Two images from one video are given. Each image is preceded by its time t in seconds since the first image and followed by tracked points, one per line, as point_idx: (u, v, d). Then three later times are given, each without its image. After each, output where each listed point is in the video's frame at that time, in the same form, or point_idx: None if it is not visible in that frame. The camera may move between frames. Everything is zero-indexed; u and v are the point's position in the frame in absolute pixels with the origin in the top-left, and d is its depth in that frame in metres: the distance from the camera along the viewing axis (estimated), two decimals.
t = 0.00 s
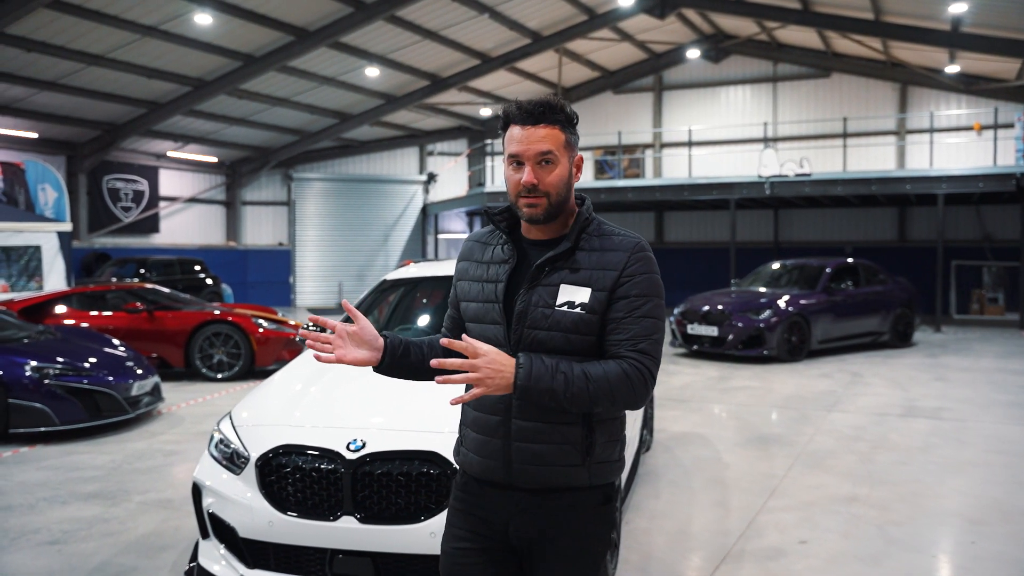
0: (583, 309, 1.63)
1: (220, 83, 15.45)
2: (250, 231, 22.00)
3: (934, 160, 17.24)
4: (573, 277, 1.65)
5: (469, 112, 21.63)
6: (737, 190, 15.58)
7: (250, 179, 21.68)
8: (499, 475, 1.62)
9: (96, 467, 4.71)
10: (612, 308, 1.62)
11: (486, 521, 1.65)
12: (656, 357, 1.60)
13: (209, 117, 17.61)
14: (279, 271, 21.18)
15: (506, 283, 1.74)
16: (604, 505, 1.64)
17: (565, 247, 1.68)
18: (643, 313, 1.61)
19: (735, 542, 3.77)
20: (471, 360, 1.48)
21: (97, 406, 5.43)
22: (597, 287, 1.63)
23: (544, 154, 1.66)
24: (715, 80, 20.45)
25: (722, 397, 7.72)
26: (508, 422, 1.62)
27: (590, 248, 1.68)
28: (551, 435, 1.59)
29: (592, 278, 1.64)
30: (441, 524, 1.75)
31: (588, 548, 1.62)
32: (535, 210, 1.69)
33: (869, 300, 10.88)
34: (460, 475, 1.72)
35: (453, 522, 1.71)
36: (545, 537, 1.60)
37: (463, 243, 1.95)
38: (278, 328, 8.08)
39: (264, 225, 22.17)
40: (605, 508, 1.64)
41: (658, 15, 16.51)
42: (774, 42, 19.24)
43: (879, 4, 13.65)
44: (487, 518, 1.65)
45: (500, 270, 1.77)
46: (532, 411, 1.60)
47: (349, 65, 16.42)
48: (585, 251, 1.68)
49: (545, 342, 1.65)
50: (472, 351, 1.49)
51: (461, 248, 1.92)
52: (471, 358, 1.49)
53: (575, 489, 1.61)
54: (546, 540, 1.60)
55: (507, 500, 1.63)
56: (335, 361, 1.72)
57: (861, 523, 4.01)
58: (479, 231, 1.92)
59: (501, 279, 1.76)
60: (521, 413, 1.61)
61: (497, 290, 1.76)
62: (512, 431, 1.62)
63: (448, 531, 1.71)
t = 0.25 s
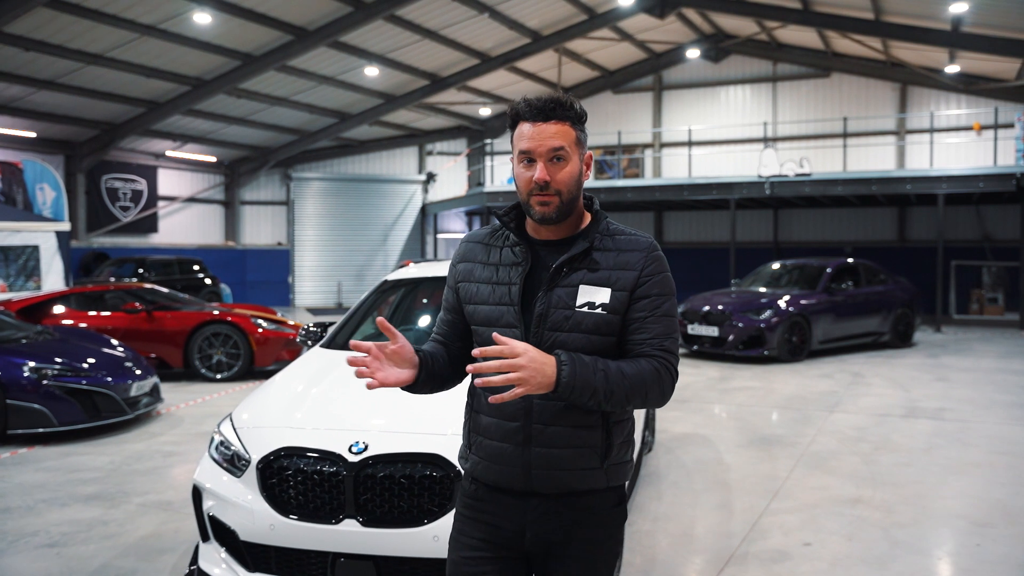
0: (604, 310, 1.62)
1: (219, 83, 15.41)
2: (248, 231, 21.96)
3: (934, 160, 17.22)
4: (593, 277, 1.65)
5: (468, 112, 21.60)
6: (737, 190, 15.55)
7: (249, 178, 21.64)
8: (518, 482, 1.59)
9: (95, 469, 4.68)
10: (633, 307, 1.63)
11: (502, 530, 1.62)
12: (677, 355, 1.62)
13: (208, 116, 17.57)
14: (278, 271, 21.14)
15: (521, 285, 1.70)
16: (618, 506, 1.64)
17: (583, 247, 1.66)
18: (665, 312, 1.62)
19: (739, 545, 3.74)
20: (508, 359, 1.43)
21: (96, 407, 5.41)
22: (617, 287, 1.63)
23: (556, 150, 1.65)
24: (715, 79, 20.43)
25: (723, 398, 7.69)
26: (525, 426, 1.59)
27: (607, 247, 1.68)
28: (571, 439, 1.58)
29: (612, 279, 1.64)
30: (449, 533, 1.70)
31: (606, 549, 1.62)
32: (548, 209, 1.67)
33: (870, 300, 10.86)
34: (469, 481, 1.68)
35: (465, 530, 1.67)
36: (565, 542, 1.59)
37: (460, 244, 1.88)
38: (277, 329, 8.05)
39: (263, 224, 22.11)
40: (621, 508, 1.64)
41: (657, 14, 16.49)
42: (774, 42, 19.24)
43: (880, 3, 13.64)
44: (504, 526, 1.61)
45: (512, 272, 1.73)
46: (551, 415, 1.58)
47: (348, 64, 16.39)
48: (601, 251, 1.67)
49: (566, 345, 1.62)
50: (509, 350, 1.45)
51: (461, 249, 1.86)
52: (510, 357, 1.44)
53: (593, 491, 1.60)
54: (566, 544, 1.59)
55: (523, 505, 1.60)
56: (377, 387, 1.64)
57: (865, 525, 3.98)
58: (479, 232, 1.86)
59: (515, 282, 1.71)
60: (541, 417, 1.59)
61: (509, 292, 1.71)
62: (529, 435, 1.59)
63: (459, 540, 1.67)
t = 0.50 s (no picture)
0: (617, 311, 1.63)
1: (211, 82, 15.32)
2: (240, 231, 21.85)
3: (926, 160, 17.29)
4: (605, 277, 1.65)
5: (460, 112, 21.56)
6: (730, 190, 15.57)
7: (240, 178, 21.53)
8: (529, 485, 1.58)
9: (87, 471, 4.62)
10: (648, 308, 1.65)
11: (513, 534, 1.60)
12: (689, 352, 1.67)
13: (199, 116, 17.48)
14: (270, 271, 21.04)
15: (531, 286, 1.67)
16: (625, 506, 1.64)
17: (592, 247, 1.66)
18: (679, 309, 1.65)
19: (737, 546, 3.72)
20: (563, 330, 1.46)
21: (88, 408, 5.35)
22: (629, 287, 1.64)
23: (552, 139, 1.63)
24: (707, 79, 20.46)
25: (718, 398, 7.69)
26: (537, 429, 1.58)
27: (616, 246, 1.68)
28: (583, 440, 1.57)
29: (624, 279, 1.64)
30: (452, 538, 1.67)
31: (616, 549, 1.62)
32: (545, 199, 1.63)
33: (863, 300, 10.89)
34: (473, 485, 1.66)
35: (471, 534, 1.64)
36: (575, 544, 1.58)
37: (457, 243, 1.83)
38: (270, 329, 7.99)
39: (254, 224, 21.99)
40: (628, 508, 1.65)
41: (650, 15, 16.49)
42: (766, 42, 19.28)
43: (873, 4, 13.68)
44: (514, 530, 1.60)
45: (520, 272, 1.69)
46: (565, 418, 1.58)
47: (340, 64, 16.32)
48: (612, 250, 1.67)
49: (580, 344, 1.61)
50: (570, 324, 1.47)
51: (460, 249, 1.81)
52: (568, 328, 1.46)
53: (604, 492, 1.60)
54: (577, 546, 1.59)
55: (533, 509, 1.59)
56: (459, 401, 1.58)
57: (863, 526, 3.97)
58: (477, 231, 1.82)
59: (524, 282, 1.68)
60: (554, 419, 1.58)
61: (517, 293, 1.67)
62: (541, 438, 1.58)
63: (466, 545, 1.65)
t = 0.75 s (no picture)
0: (622, 309, 1.65)
1: (196, 81, 15.20)
2: (226, 231, 21.70)
3: (912, 161, 17.43)
4: (609, 276, 1.67)
5: (447, 111, 21.52)
6: (717, 190, 15.61)
7: (226, 178, 21.38)
8: (534, 488, 1.60)
9: (73, 473, 4.57)
10: (652, 306, 1.69)
11: (517, 536, 1.62)
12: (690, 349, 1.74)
13: (184, 115, 17.34)
14: (256, 272, 20.90)
15: (534, 287, 1.66)
16: (626, 504, 1.68)
17: (596, 247, 1.68)
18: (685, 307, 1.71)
19: (729, 546, 3.72)
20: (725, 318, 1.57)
21: (73, 410, 5.29)
22: (634, 286, 1.67)
23: (543, 139, 1.62)
24: (694, 80, 20.54)
25: (707, 398, 7.71)
26: (542, 431, 1.60)
27: (619, 244, 1.70)
28: (588, 440, 1.61)
29: (629, 278, 1.67)
30: (453, 542, 1.68)
31: (618, 547, 1.66)
32: (543, 201, 1.63)
33: (849, 300, 10.95)
34: (474, 487, 1.67)
35: (473, 538, 1.66)
36: (579, 544, 1.62)
37: (450, 244, 1.81)
38: (257, 329, 7.92)
39: (241, 224, 21.82)
40: (629, 507, 1.69)
41: (637, 15, 16.52)
42: (752, 42, 19.37)
43: (858, 5, 13.77)
44: (517, 533, 1.62)
45: (520, 273, 1.68)
46: (571, 419, 1.60)
47: (327, 63, 16.24)
48: (615, 248, 1.70)
49: (585, 344, 1.63)
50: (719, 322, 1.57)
51: (454, 250, 1.78)
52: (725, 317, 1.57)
53: (607, 492, 1.64)
54: (580, 546, 1.62)
55: (537, 510, 1.62)
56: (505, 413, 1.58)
57: (853, 526, 3.99)
58: (470, 232, 1.80)
59: (526, 283, 1.67)
60: (560, 419, 1.60)
61: (520, 294, 1.67)
62: (546, 439, 1.60)
63: (468, 549, 1.66)
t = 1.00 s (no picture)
0: (627, 310, 1.67)
1: (183, 81, 15.09)
2: (213, 231, 21.56)
3: (899, 162, 17.56)
4: (614, 276, 1.68)
5: (436, 111, 21.49)
6: (706, 190, 15.65)
7: (213, 178, 21.25)
8: (542, 490, 1.60)
9: (61, 475, 4.51)
10: (653, 307, 1.72)
11: (523, 539, 1.62)
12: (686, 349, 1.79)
13: (171, 115, 17.22)
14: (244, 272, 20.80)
15: (538, 288, 1.66)
16: (628, 505, 1.70)
17: (600, 247, 1.68)
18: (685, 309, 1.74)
19: (722, 547, 3.73)
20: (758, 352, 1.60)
21: (60, 411, 5.24)
22: (637, 286, 1.69)
23: (544, 139, 1.61)
24: (683, 80, 20.60)
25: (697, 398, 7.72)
26: (549, 432, 1.61)
27: (621, 244, 1.72)
28: (595, 440, 1.62)
29: (632, 278, 1.69)
30: (456, 546, 1.67)
31: (622, 547, 1.68)
32: (544, 200, 1.62)
33: (838, 300, 11.00)
34: (478, 491, 1.66)
35: (478, 543, 1.65)
36: (585, 545, 1.64)
37: (447, 244, 1.79)
38: (246, 330, 7.87)
39: (228, 225, 21.67)
40: (631, 507, 1.71)
41: (626, 15, 16.53)
42: (740, 43, 19.46)
43: (845, 6, 13.85)
44: (524, 536, 1.62)
45: (522, 273, 1.68)
46: (578, 420, 1.61)
47: (315, 63, 16.17)
48: (618, 248, 1.71)
49: (591, 344, 1.64)
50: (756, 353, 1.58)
51: (452, 251, 1.76)
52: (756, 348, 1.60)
53: (612, 492, 1.66)
54: (586, 547, 1.64)
55: (544, 512, 1.62)
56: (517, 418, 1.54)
57: (846, 525, 4.00)
58: (466, 232, 1.78)
59: (529, 284, 1.66)
60: (567, 419, 1.61)
61: (524, 294, 1.66)
62: (554, 441, 1.61)
63: (472, 554, 1.65)
